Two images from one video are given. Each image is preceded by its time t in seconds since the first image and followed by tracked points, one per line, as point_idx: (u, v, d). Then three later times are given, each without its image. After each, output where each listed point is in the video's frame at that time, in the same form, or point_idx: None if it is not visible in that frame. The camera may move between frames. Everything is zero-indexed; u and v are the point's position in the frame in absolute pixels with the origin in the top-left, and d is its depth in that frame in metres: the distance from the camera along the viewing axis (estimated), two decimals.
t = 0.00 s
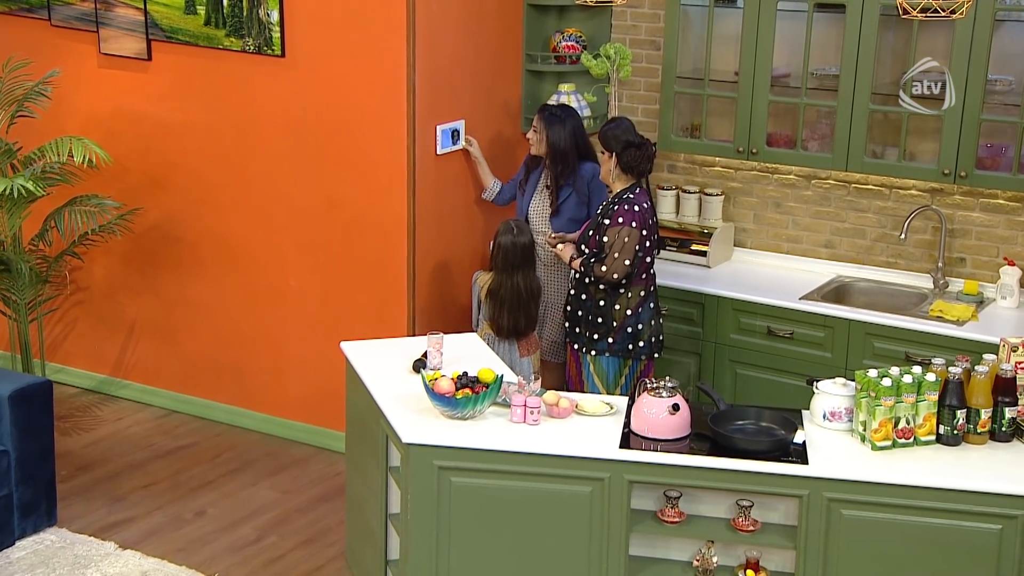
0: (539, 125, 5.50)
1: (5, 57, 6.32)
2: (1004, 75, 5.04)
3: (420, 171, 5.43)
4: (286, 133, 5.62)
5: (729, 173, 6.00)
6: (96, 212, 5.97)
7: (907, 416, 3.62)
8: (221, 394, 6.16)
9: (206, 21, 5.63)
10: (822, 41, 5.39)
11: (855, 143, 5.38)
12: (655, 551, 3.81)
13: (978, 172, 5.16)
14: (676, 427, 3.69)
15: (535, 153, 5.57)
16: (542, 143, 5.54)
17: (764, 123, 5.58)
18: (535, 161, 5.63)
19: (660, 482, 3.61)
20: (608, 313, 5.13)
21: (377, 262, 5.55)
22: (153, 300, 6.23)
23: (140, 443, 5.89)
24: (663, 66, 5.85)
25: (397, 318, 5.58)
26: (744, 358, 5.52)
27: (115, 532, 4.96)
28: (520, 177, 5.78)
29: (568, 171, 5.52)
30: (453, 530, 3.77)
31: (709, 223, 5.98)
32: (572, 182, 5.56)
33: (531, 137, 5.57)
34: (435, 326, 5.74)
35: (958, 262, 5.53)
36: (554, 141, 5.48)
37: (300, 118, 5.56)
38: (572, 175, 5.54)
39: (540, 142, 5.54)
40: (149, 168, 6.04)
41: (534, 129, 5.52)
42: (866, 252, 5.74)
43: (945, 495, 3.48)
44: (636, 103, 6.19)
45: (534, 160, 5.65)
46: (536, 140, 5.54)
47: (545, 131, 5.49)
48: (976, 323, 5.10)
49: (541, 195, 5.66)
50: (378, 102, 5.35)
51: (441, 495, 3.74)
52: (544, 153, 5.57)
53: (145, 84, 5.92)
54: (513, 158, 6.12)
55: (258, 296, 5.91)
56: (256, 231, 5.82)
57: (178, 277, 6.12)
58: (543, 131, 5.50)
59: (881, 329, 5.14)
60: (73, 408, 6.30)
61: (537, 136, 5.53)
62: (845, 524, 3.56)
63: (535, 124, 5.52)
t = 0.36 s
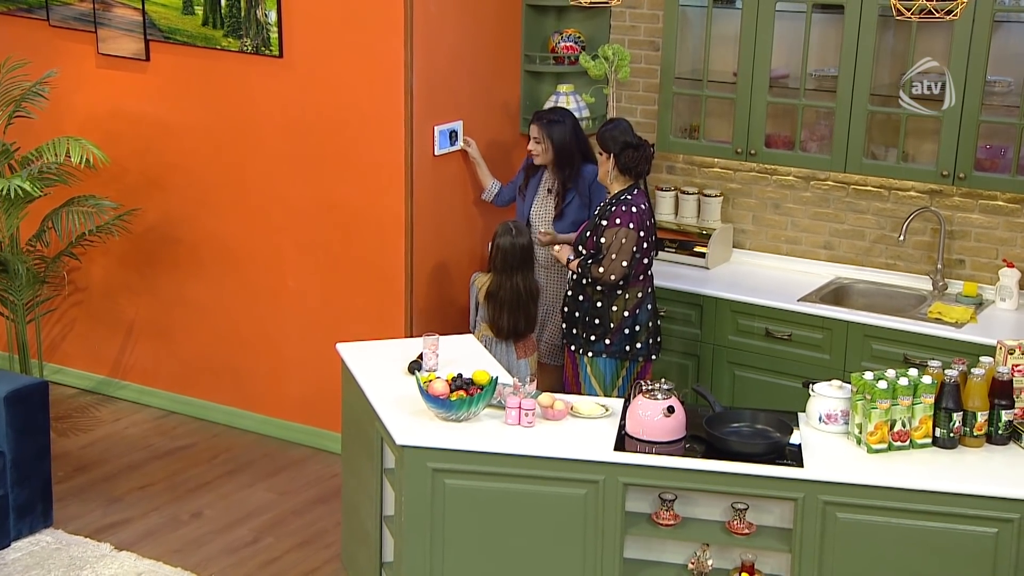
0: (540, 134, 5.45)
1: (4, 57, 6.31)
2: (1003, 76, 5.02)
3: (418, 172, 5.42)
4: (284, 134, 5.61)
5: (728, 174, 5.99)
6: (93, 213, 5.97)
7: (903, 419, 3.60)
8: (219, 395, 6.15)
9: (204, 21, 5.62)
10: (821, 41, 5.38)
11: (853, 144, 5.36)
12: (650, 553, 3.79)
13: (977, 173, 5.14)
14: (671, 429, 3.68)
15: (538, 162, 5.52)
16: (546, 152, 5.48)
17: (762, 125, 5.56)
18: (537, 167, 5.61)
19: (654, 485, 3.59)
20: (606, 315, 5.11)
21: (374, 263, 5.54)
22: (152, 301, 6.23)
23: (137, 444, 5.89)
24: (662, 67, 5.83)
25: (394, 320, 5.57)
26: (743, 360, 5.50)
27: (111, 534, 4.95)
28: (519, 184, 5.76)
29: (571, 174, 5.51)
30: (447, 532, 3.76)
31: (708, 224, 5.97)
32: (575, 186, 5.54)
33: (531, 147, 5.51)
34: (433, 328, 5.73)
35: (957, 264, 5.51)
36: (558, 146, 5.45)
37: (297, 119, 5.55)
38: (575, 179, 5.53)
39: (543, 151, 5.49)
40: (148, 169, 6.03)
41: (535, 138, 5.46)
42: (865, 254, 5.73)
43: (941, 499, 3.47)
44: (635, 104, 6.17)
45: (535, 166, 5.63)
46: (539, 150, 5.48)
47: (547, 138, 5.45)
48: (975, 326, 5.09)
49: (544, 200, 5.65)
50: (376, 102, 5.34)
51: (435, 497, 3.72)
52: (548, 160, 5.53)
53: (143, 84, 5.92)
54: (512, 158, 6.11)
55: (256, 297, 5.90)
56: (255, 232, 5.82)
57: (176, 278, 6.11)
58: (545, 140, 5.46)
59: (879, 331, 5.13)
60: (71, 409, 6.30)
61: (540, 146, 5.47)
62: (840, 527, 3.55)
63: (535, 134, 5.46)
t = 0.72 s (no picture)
0: (534, 140, 5.41)
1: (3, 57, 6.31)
2: (1003, 77, 5.00)
3: (416, 173, 5.41)
4: (283, 134, 5.60)
5: (728, 175, 5.97)
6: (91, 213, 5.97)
7: (899, 421, 3.59)
8: (218, 396, 6.15)
9: (203, 21, 5.62)
10: (820, 42, 5.36)
11: (852, 145, 5.35)
12: (646, 556, 3.78)
13: (977, 174, 5.12)
14: (667, 431, 3.67)
15: (535, 167, 5.49)
16: (541, 157, 5.45)
17: (762, 125, 5.54)
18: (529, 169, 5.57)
19: (650, 487, 3.58)
20: (606, 317, 5.10)
21: (373, 265, 5.53)
22: (150, 302, 6.22)
23: (135, 445, 5.88)
24: (661, 67, 5.81)
25: (392, 321, 5.57)
26: (742, 361, 5.48)
27: (107, 535, 4.95)
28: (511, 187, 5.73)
29: (562, 178, 5.49)
30: (442, 534, 3.75)
31: (707, 226, 5.96)
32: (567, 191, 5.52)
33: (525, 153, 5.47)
34: (431, 329, 5.72)
35: (957, 266, 5.49)
36: (552, 149, 5.42)
37: (295, 120, 5.55)
38: (567, 181, 5.50)
39: (540, 157, 5.45)
40: (146, 170, 6.03)
41: (530, 145, 5.42)
42: (865, 255, 5.71)
43: (938, 502, 3.45)
44: (635, 104, 6.14)
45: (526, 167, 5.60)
46: (535, 156, 5.44)
47: (542, 143, 5.41)
48: (974, 327, 5.07)
49: (537, 202, 5.63)
50: (374, 103, 5.33)
51: (430, 499, 3.71)
52: (543, 164, 5.50)
53: (142, 85, 5.91)
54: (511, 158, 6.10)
55: (255, 298, 5.89)
56: (253, 233, 5.81)
57: (174, 279, 6.11)
58: (539, 145, 5.42)
59: (878, 333, 5.11)
60: (70, 409, 6.30)
61: (536, 152, 5.44)
62: (836, 530, 3.53)
63: (529, 141, 5.41)
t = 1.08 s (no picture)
0: (542, 135, 5.39)
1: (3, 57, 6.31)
2: (1003, 77, 4.98)
3: (415, 173, 5.40)
4: (282, 134, 5.59)
5: (728, 175, 5.95)
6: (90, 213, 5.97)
7: (896, 423, 3.57)
8: (218, 396, 6.14)
9: (202, 21, 5.61)
10: (820, 42, 5.35)
11: (852, 146, 5.33)
12: (642, 558, 3.76)
13: (977, 175, 5.10)
14: (663, 433, 3.65)
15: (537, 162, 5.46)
16: (545, 153, 5.44)
17: (762, 126, 5.53)
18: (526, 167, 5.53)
19: (645, 489, 3.57)
20: (606, 319, 5.07)
21: (372, 265, 5.52)
22: (150, 301, 6.22)
23: (133, 444, 5.88)
24: (660, 68, 5.79)
25: (391, 322, 5.56)
26: (741, 362, 5.47)
27: (104, 535, 4.95)
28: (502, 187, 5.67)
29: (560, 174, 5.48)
30: (437, 536, 3.74)
31: (707, 226, 5.94)
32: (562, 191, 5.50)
33: (528, 149, 5.44)
34: (429, 330, 5.71)
35: (957, 267, 5.47)
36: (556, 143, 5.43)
37: (295, 121, 5.54)
38: (564, 179, 5.49)
39: (544, 153, 5.44)
40: (146, 169, 6.02)
41: (538, 140, 5.40)
42: (865, 256, 5.69)
43: (934, 504, 3.44)
44: (636, 104, 6.11)
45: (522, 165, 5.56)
46: (541, 151, 5.42)
47: (548, 139, 5.41)
48: (975, 329, 5.05)
49: (528, 199, 5.57)
50: (373, 103, 5.32)
51: (425, 501, 3.70)
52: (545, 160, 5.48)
53: (141, 84, 5.91)
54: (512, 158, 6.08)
55: (255, 299, 5.89)
56: (253, 233, 5.80)
57: (174, 279, 6.10)
58: (544, 141, 5.41)
59: (878, 334, 5.09)
60: (70, 409, 6.30)
61: (542, 148, 5.42)
62: (832, 532, 3.52)
63: (537, 136, 5.39)
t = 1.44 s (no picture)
0: (531, 136, 5.39)
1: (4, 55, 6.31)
2: (1005, 77, 4.96)
3: (415, 172, 5.39)
4: (282, 133, 5.58)
5: (729, 175, 5.94)
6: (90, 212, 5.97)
7: (894, 424, 3.55)
8: (218, 396, 6.13)
9: (202, 20, 5.61)
10: (821, 42, 5.33)
11: (852, 146, 5.31)
12: (639, 560, 3.75)
13: (977, 176, 5.08)
14: (659, 433, 3.64)
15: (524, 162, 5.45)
16: (533, 154, 5.43)
17: (762, 126, 5.51)
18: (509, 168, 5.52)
19: (642, 490, 3.55)
20: (604, 319, 5.04)
21: (371, 265, 5.51)
22: (151, 301, 6.21)
23: (133, 444, 5.88)
24: (661, 68, 5.78)
25: (390, 322, 5.55)
26: (741, 363, 5.45)
27: (102, 535, 4.95)
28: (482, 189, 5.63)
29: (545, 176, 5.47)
30: (433, 536, 3.73)
31: (708, 226, 5.92)
32: (543, 192, 5.48)
33: (517, 149, 5.43)
34: (428, 330, 5.69)
35: (959, 267, 5.45)
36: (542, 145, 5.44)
37: (294, 120, 5.53)
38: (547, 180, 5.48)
39: (531, 153, 5.43)
40: (147, 169, 6.02)
41: (526, 140, 5.39)
42: (866, 256, 5.67)
43: (932, 506, 3.42)
44: (637, 104, 6.09)
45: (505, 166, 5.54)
46: (529, 151, 5.42)
47: (536, 139, 5.41)
48: (976, 329, 5.03)
49: (509, 200, 5.55)
50: (373, 102, 5.31)
51: (420, 501, 3.69)
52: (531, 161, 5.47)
53: (142, 84, 5.90)
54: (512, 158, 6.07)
55: (255, 298, 5.88)
56: (253, 232, 5.79)
57: (175, 278, 6.10)
58: (534, 142, 5.41)
59: (878, 335, 5.07)
60: (70, 408, 6.30)
61: (530, 148, 5.41)
62: (829, 534, 3.50)
63: (526, 136, 5.39)
